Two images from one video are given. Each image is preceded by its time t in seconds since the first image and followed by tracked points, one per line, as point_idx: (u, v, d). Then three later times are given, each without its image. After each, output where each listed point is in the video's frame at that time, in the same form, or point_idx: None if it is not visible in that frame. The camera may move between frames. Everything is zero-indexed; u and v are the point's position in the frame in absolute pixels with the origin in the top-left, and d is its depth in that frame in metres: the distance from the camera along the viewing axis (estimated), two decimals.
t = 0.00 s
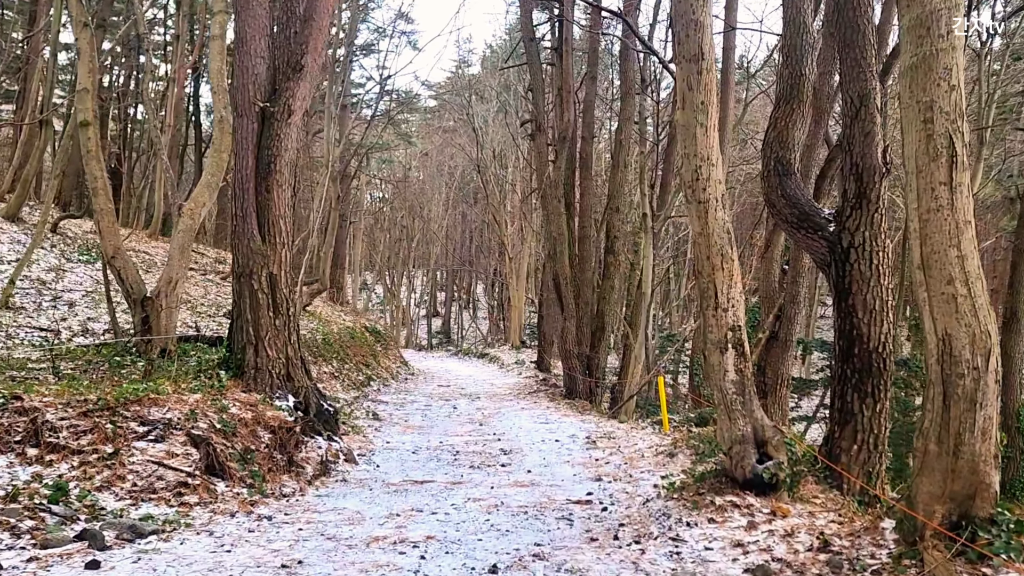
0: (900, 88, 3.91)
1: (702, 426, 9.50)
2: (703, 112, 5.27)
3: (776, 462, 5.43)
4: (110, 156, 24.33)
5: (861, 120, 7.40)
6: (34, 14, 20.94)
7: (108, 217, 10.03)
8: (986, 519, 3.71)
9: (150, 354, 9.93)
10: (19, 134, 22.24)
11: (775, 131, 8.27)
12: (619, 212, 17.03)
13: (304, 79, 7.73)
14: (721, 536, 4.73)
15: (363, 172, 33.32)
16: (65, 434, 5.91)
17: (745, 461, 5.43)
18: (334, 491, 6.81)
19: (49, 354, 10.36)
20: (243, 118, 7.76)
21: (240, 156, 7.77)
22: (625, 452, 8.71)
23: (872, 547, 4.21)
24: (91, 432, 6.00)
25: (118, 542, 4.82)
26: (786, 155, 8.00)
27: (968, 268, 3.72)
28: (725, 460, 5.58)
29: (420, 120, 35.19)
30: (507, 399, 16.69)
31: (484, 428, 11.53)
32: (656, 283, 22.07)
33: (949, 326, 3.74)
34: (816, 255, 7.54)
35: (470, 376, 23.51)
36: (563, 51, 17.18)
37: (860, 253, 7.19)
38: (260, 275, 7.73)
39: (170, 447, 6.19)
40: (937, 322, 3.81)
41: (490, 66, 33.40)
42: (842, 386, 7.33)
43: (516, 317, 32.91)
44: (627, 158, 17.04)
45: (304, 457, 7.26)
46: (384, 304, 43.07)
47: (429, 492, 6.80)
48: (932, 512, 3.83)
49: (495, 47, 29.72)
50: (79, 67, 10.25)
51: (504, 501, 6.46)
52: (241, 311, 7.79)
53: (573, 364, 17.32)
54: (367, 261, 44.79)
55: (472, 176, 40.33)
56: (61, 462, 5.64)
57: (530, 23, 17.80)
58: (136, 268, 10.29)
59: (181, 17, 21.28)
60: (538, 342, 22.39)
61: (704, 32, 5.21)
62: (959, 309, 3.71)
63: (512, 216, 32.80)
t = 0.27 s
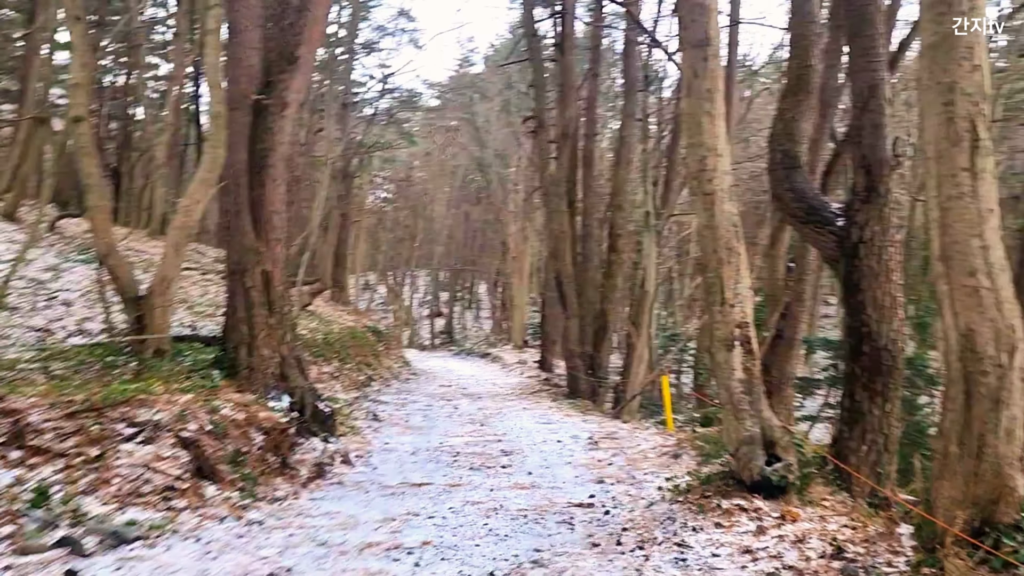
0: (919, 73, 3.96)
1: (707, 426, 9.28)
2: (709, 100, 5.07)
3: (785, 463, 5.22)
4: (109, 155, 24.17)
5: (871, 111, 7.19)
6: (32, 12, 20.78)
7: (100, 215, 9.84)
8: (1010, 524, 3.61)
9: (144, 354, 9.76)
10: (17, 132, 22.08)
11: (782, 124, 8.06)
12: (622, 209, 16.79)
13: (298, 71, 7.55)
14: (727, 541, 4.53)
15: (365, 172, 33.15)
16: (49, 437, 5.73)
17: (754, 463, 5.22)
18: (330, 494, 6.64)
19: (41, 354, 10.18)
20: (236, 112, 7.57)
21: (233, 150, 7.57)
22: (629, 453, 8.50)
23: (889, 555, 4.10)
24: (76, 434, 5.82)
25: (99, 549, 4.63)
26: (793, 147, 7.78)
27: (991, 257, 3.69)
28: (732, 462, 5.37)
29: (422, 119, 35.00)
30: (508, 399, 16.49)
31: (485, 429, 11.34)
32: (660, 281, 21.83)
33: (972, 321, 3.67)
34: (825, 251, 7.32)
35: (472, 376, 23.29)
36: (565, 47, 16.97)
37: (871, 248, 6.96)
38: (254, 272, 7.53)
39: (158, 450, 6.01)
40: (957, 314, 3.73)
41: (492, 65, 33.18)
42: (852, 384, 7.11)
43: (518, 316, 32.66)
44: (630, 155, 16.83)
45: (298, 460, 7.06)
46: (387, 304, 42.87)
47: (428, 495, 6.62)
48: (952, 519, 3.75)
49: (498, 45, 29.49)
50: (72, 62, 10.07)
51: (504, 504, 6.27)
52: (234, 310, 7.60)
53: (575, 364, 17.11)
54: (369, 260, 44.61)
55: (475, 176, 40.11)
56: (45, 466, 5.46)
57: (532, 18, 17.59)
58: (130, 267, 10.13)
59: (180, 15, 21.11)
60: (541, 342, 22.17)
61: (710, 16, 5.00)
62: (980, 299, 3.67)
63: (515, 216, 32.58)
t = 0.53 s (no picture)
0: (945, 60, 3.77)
1: (714, 428, 9.06)
2: (717, 90, 4.86)
3: (797, 469, 5.00)
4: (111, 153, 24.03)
5: (884, 103, 6.96)
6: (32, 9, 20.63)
7: (96, 212, 9.67)
8: None
9: (140, 354, 9.58)
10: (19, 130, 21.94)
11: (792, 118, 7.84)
12: (627, 207, 16.57)
13: (294, 64, 7.36)
14: (736, 551, 4.33)
15: (369, 170, 32.98)
16: (33, 439, 5.52)
17: (764, 468, 5.00)
18: (326, 498, 6.45)
19: (36, 354, 10.02)
20: (230, 106, 7.37)
21: (227, 145, 7.38)
22: (633, 455, 8.29)
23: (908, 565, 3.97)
24: (63, 437, 5.61)
25: (80, 559, 4.42)
26: (803, 142, 7.56)
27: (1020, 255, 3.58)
28: (741, 467, 5.16)
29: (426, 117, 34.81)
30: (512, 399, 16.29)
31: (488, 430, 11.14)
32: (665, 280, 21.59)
33: (1000, 321, 3.58)
34: (835, 248, 7.10)
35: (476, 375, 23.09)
36: (569, 43, 16.75)
37: (884, 245, 6.74)
38: (248, 270, 7.34)
39: (148, 454, 5.81)
40: (983, 315, 3.65)
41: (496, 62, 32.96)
42: (864, 385, 6.90)
43: (523, 315, 32.44)
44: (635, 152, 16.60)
45: (294, 463, 6.87)
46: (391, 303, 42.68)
47: (426, 500, 6.43)
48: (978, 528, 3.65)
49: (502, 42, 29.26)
50: (66, 56, 9.89)
51: (505, 509, 6.07)
52: (228, 309, 7.41)
53: (580, 363, 16.91)
54: (373, 259, 44.44)
55: (479, 174, 39.92)
56: (30, 470, 5.25)
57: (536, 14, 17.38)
58: (125, 265, 9.96)
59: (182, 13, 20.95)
60: (546, 341, 21.97)
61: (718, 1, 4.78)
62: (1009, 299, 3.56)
63: (520, 214, 32.37)
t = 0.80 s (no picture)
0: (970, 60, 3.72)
1: (722, 429, 8.84)
2: (725, 76, 4.64)
3: (809, 473, 4.78)
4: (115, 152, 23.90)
5: (898, 93, 6.74)
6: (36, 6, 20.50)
7: (92, 209, 9.50)
8: None
9: (138, 353, 9.40)
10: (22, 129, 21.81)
11: (802, 110, 7.60)
12: (634, 204, 16.33)
13: (290, 55, 7.17)
14: (747, 560, 4.11)
15: (375, 169, 32.83)
16: (16, 439, 5.32)
17: (775, 471, 4.78)
18: (322, 501, 6.25)
19: (32, 353, 9.85)
20: (224, 98, 7.20)
21: (222, 139, 7.21)
22: (639, 457, 8.06)
23: None
24: (48, 438, 5.41)
25: (58, 567, 4.19)
26: (814, 134, 7.33)
27: None
28: (752, 471, 4.94)
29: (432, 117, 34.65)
30: (517, 399, 16.07)
31: (491, 430, 10.93)
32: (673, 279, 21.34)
33: None
34: (848, 243, 6.86)
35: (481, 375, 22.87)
36: (575, 38, 16.54)
37: (898, 240, 6.51)
38: (243, 267, 7.15)
39: (136, 456, 5.61)
40: (1014, 309, 3.45)
41: (503, 60, 32.75)
42: (878, 385, 6.67)
43: (529, 315, 32.21)
44: (642, 149, 16.36)
45: (288, 465, 6.67)
46: (397, 302, 42.50)
47: (424, 503, 6.23)
48: (1008, 541, 3.44)
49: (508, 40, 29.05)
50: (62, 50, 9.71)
51: (506, 513, 5.85)
52: (223, 306, 7.22)
53: (586, 363, 16.68)
54: (379, 258, 44.27)
55: (486, 174, 39.72)
56: (13, 472, 5.04)
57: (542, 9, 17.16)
58: (122, 262, 9.76)
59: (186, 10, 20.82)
60: (552, 341, 21.74)
61: None
62: None
63: (526, 213, 32.14)
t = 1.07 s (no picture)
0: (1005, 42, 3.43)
1: (731, 432, 8.62)
2: (736, 65, 4.41)
3: (824, 482, 4.57)
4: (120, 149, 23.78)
5: (916, 85, 6.50)
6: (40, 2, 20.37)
7: (89, 207, 9.32)
8: None
9: (135, 353, 9.23)
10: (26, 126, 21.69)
11: (815, 103, 7.37)
12: (641, 201, 16.08)
13: (287, 47, 6.98)
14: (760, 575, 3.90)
15: (380, 166, 32.65)
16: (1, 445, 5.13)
17: (788, 480, 4.56)
18: (318, 507, 6.07)
19: (29, 353, 9.68)
20: (219, 92, 7.01)
21: (217, 134, 7.02)
22: (646, 460, 7.85)
23: None
24: (34, 443, 5.22)
25: None
26: (827, 127, 7.09)
27: None
28: (763, 479, 4.72)
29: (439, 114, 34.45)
30: (522, 398, 15.88)
31: (495, 432, 10.73)
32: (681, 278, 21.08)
33: None
34: (863, 241, 6.64)
35: (487, 374, 22.67)
36: (582, 33, 16.31)
37: (916, 238, 6.28)
38: (239, 266, 6.96)
39: (125, 461, 5.42)
40: None
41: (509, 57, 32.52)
42: (893, 388, 6.45)
43: (536, 314, 31.97)
44: (649, 145, 16.13)
45: (285, 468, 6.49)
46: (403, 300, 42.33)
47: (423, 510, 6.04)
48: None
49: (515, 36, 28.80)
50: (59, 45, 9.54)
51: (507, 521, 5.65)
52: (219, 306, 7.04)
53: (592, 362, 16.46)
54: (385, 256, 44.09)
55: (493, 171, 39.51)
56: None
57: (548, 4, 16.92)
58: (119, 260, 9.57)
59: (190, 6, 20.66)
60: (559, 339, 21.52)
61: None
62: None
63: (532, 211, 31.91)
